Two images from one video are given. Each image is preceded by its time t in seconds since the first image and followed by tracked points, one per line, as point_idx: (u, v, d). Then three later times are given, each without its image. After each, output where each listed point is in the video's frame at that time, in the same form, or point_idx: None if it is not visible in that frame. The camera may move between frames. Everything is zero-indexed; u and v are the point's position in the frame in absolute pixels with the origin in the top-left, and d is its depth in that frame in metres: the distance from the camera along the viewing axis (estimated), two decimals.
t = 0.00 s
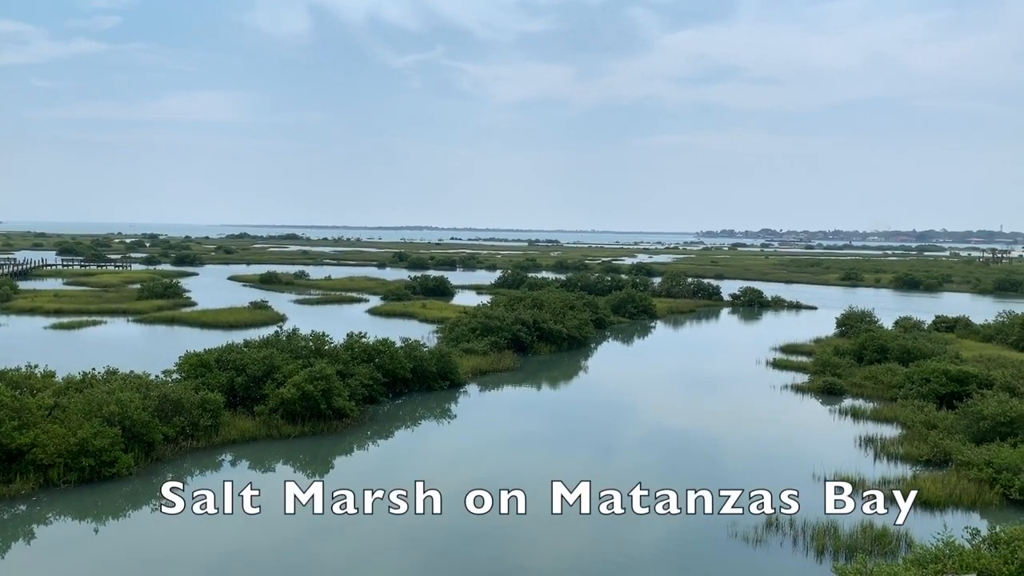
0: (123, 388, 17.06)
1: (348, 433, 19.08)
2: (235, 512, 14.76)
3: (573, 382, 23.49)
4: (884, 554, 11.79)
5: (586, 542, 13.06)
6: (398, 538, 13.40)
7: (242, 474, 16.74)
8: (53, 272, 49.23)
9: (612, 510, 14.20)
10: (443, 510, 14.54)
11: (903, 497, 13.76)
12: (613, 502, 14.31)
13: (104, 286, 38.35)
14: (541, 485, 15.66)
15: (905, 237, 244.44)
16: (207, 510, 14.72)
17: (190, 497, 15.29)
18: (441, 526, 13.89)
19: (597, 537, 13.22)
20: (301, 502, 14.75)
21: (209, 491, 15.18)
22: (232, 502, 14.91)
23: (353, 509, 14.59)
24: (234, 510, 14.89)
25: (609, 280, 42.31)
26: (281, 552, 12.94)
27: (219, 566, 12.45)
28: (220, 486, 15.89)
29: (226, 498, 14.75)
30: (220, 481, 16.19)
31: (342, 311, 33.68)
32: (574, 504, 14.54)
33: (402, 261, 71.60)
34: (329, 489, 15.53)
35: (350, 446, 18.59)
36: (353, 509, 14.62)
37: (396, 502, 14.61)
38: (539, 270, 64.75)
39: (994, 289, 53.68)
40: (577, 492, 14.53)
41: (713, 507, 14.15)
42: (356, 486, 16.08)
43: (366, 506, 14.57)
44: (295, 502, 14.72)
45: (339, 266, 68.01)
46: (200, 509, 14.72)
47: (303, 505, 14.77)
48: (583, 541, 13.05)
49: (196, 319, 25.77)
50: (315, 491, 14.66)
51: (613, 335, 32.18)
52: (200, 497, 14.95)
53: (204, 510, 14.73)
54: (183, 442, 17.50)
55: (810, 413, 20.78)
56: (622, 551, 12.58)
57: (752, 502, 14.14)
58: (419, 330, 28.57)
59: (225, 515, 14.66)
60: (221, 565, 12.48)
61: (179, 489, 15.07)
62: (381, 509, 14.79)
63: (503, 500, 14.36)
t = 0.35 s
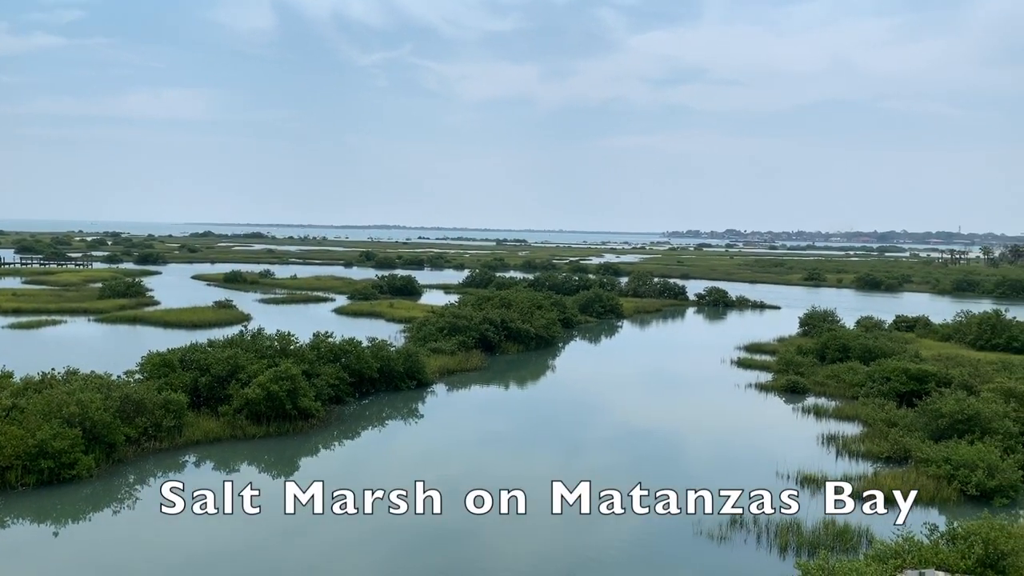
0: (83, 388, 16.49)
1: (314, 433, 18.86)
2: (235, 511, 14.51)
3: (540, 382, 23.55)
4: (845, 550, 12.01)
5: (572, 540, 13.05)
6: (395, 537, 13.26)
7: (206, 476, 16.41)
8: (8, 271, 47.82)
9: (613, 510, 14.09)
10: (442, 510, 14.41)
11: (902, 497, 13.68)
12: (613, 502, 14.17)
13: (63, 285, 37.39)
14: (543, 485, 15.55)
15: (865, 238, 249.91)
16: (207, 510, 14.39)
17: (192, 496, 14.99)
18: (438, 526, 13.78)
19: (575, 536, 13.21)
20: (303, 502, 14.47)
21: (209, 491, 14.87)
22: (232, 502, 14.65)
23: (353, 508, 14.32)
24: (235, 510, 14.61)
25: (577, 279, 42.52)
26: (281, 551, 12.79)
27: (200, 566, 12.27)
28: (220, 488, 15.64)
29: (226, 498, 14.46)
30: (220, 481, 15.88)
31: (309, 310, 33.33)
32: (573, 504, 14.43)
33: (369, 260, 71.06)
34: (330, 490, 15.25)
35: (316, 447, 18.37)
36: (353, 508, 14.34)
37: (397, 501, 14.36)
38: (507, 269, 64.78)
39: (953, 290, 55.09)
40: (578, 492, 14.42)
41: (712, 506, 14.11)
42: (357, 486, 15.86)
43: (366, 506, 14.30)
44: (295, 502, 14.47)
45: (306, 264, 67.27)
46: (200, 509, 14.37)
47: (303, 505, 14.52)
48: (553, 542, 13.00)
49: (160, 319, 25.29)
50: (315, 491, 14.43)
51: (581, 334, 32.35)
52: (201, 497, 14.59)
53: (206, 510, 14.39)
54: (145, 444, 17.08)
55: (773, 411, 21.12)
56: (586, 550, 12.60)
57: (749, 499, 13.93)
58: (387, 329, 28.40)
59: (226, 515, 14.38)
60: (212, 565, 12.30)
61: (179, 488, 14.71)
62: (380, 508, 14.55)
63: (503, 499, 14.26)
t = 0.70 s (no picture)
0: (44, 393, 15.97)
1: (281, 438, 18.57)
2: (235, 511, 14.46)
3: (510, 386, 23.54)
4: (810, 553, 12.19)
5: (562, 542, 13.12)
6: (395, 538, 13.30)
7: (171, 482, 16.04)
8: None
9: (613, 510, 14.35)
10: (442, 510, 14.45)
11: (903, 497, 13.92)
12: (613, 501, 14.45)
13: (22, 288, 36.41)
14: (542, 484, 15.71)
15: (829, 245, 254.69)
16: (207, 510, 14.33)
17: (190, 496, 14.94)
18: (439, 526, 13.84)
19: (559, 538, 13.30)
20: (303, 502, 14.46)
21: (209, 491, 14.83)
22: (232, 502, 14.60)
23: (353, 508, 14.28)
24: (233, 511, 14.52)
25: (547, 284, 42.63)
26: (280, 550, 12.76)
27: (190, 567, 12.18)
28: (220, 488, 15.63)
29: (226, 498, 14.42)
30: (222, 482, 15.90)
31: (277, 314, 32.97)
32: (573, 504, 14.60)
33: (338, 264, 70.44)
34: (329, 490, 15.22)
35: (283, 452, 18.09)
36: (353, 508, 14.30)
37: (396, 501, 14.36)
38: (478, 274, 64.71)
39: (915, 296, 56.35)
40: (578, 492, 14.59)
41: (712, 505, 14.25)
42: (357, 487, 15.85)
43: (366, 505, 14.27)
44: (295, 502, 14.45)
45: (274, 268, 66.46)
46: (201, 509, 14.31)
47: (303, 505, 14.51)
48: (521, 546, 12.98)
49: (124, 322, 24.79)
50: (315, 491, 14.43)
51: (551, 339, 32.45)
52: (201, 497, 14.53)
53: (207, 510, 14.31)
54: (109, 449, 16.62)
55: (740, 416, 21.37)
56: (552, 555, 12.58)
57: (750, 500, 14.22)
58: (356, 333, 28.20)
59: (226, 515, 14.33)
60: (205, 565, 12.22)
61: (180, 489, 14.64)
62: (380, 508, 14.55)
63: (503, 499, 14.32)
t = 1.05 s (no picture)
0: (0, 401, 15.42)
1: (245, 447, 18.22)
2: (235, 511, 14.56)
3: (477, 393, 23.48)
4: (776, 558, 12.32)
5: (547, 545, 13.26)
6: (397, 537, 13.52)
7: (133, 493, 15.59)
8: None
9: (612, 510, 14.63)
10: (441, 510, 14.70)
11: (903, 497, 14.16)
12: (613, 501, 14.73)
13: None
14: (541, 485, 16.06)
15: (792, 252, 259.26)
16: (207, 510, 14.43)
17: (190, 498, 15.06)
18: (439, 526, 14.07)
19: (542, 540, 13.45)
20: (305, 503, 14.58)
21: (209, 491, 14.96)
22: (232, 502, 14.72)
23: (352, 508, 14.44)
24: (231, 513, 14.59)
25: (515, 291, 42.65)
26: (282, 549, 12.94)
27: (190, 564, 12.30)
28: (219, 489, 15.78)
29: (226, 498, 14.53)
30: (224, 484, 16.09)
31: (241, 321, 32.49)
32: (573, 504, 14.91)
33: (305, 271, 69.58)
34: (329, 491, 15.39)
35: (247, 461, 17.72)
36: (352, 508, 14.45)
37: (396, 502, 14.56)
38: (446, 281, 64.53)
39: (878, 303, 57.55)
40: (578, 492, 14.91)
41: (711, 505, 14.63)
42: (356, 487, 15.97)
43: (366, 506, 14.45)
44: (295, 502, 14.61)
45: (239, 275, 65.41)
46: (200, 509, 14.44)
47: (304, 505, 14.68)
48: (485, 550, 13.03)
49: (84, 329, 24.19)
50: (315, 491, 14.60)
51: (519, 345, 32.45)
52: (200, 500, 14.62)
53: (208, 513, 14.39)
54: (68, 459, 16.09)
55: (706, 422, 21.57)
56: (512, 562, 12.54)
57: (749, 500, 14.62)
58: (322, 340, 27.91)
59: (225, 515, 14.45)
60: (203, 565, 12.29)
61: (179, 489, 14.76)
62: (380, 509, 14.76)
63: (503, 498, 14.55)
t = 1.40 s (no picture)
0: None
1: (210, 454, 17.82)
2: (235, 511, 14.62)
3: (445, 399, 23.38)
4: (742, 560, 12.48)
5: (515, 550, 13.20)
6: (398, 537, 13.66)
7: (94, 503, 15.10)
8: None
9: (612, 510, 14.81)
10: (441, 510, 14.84)
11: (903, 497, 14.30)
12: (613, 502, 14.89)
13: None
14: (542, 486, 16.24)
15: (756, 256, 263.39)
16: (207, 510, 14.52)
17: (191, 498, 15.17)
18: (440, 526, 14.20)
19: (513, 543, 13.48)
20: (306, 503, 14.72)
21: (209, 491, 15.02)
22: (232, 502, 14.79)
23: (353, 507, 14.55)
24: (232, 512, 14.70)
25: (483, 295, 42.61)
26: (284, 548, 13.06)
27: (192, 563, 12.39)
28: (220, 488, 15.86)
29: (226, 498, 14.60)
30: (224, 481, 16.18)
31: (205, 327, 31.92)
32: (574, 504, 15.10)
33: (270, 276, 68.58)
34: (329, 491, 15.53)
35: (211, 469, 17.31)
36: (353, 508, 14.56)
37: (396, 502, 14.71)
38: (413, 285, 64.19)
39: (840, 306, 58.76)
40: (578, 492, 15.08)
41: (711, 505, 14.80)
42: (357, 486, 16.04)
43: (366, 506, 14.57)
44: (295, 502, 14.73)
45: (202, 280, 64.24)
46: (200, 509, 14.52)
47: (303, 505, 14.81)
48: (454, 553, 13.02)
49: (42, 335, 23.54)
50: (315, 491, 14.72)
51: (487, 350, 32.42)
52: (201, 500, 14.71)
53: (209, 512, 14.48)
54: (26, 469, 15.54)
55: (673, 425, 21.77)
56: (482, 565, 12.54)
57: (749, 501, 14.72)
58: (287, 346, 27.56)
59: (226, 514, 14.51)
60: (202, 565, 12.32)
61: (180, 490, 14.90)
62: (380, 509, 14.89)
63: (503, 498, 14.69)
